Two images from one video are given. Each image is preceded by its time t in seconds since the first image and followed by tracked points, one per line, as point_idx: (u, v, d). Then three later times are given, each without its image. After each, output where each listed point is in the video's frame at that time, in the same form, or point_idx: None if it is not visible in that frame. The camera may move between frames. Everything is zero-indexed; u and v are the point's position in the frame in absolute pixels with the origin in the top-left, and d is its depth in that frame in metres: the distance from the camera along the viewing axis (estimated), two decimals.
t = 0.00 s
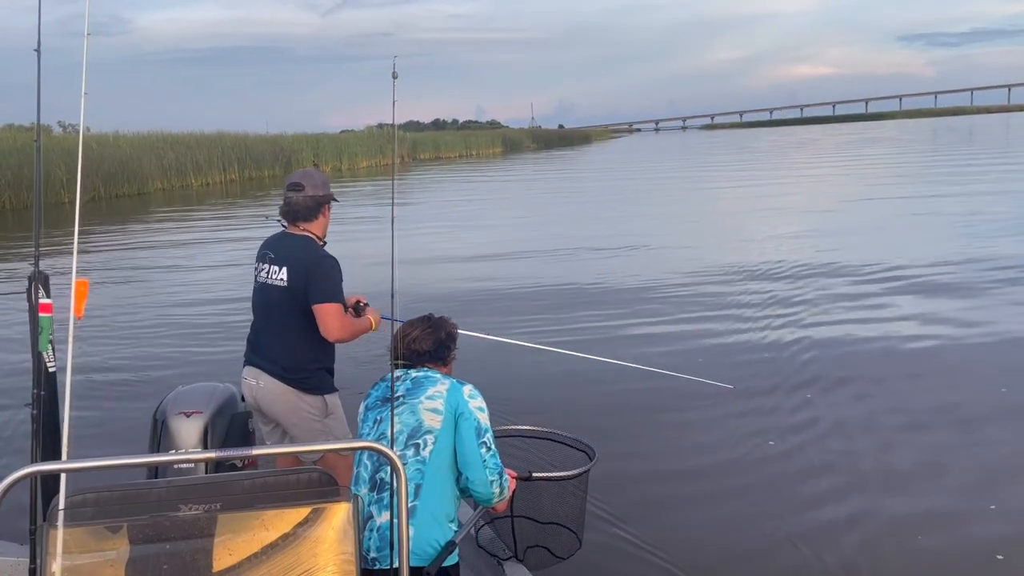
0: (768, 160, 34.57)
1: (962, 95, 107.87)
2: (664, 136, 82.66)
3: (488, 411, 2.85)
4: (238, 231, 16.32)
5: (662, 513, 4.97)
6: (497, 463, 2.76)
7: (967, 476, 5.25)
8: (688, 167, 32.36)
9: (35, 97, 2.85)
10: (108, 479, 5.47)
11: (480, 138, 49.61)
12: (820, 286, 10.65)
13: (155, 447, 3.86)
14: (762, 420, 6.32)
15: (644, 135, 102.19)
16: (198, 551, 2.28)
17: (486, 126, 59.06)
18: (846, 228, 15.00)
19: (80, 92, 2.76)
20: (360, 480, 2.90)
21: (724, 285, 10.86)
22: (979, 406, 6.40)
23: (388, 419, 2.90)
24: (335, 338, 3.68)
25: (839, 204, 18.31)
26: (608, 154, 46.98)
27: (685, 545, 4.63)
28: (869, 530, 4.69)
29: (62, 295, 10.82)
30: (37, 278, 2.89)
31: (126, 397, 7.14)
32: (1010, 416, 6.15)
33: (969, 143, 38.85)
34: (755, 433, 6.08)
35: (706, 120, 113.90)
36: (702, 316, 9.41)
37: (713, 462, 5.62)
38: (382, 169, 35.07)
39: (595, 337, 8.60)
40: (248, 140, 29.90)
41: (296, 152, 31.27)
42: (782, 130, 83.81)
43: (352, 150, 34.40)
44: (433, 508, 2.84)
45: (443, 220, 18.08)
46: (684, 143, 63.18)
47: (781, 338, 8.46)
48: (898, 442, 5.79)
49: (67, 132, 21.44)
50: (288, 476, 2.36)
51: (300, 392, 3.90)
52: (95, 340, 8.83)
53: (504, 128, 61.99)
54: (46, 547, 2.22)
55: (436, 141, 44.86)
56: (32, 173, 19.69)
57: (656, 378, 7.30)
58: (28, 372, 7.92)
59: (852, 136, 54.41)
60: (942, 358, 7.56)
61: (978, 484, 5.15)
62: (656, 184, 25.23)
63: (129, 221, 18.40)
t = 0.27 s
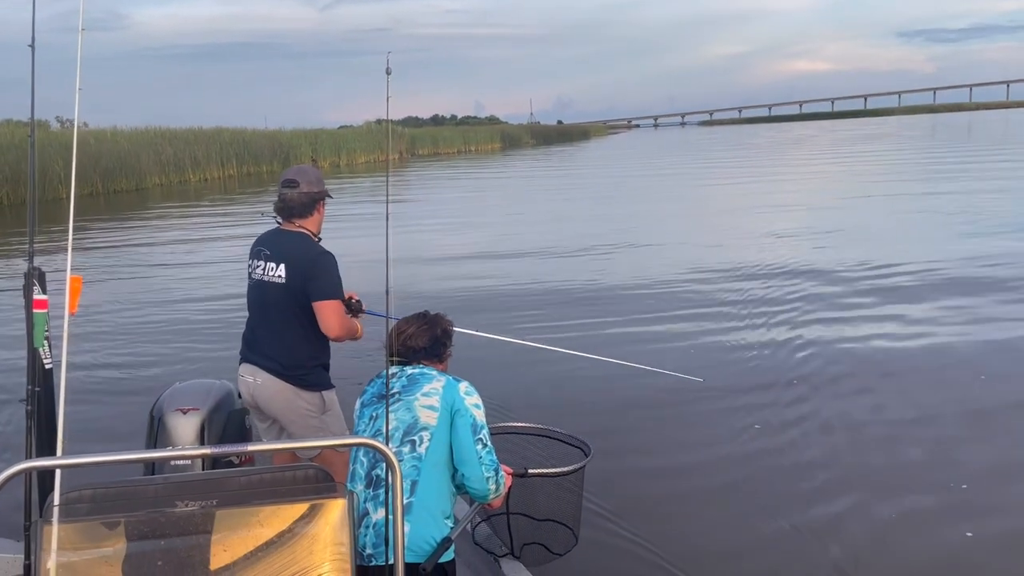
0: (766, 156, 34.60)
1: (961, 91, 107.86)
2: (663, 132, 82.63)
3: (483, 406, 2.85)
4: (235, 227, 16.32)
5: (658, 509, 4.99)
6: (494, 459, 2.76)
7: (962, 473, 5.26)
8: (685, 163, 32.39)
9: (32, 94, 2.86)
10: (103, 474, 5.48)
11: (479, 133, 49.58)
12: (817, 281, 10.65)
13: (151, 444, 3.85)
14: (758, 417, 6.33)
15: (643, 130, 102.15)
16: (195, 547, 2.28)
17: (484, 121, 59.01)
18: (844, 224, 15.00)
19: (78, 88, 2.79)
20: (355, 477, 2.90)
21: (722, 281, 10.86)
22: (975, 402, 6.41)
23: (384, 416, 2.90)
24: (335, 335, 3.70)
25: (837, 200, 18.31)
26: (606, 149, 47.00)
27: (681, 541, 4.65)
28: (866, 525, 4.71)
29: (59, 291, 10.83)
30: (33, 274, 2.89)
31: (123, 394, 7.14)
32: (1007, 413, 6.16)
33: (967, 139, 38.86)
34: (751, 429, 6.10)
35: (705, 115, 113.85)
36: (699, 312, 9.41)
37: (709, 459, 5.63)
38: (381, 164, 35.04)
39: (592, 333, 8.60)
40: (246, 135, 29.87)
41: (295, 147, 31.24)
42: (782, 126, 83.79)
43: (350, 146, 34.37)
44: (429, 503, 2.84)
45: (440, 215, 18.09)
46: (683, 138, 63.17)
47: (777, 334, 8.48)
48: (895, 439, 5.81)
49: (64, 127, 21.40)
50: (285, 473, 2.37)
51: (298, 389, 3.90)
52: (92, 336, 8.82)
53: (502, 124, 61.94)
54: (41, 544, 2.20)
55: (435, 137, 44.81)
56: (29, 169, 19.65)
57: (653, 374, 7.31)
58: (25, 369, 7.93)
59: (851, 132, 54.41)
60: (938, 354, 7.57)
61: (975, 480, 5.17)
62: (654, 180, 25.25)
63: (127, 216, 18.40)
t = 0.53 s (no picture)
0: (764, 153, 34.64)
1: (960, 88, 107.89)
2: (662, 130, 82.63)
3: (480, 404, 2.85)
4: (233, 224, 16.32)
5: (654, 505, 4.99)
6: (490, 456, 2.76)
7: (957, 469, 5.28)
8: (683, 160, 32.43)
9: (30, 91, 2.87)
10: (100, 471, 5.48)
11: (476, 130, 49.56)
12: (813, 278, 10.66)
13: (148, 441, 3.85)
14: (754, 413, 6.34)
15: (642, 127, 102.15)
16: (192, 545, 2.27)
17: (482, 118, 59.00)
18: (841, 221, 15.01)
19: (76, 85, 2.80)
20: (352, 474, 2.89)
21: (720, 278, 10.87)
22: (971, 399, 6.42)
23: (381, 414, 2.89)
24: (329, 331, 3.69)
25: (834, 197, 18.33)
26: (603, 146, 47.01)
27: (677, 538, 4.65)
28: (863, 522, 4.72)
29: (56, 288, 10.83)
30: (29, 271, 2.89)
31: (119, 390, 7.14)
32: (1003, 409, 6.17)
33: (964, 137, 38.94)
34: (748, 426, 6.10)
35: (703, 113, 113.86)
36: (696, 309, 9.42)
37: (706, 455, 5.64)
38: (379, 161, 35.02)
39: (589, 330, 8.61)
40: (244, 132, 29.85)
41: (292, 144, 31.23)
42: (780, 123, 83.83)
43: (348, 142, 34.36)
44: (426, 500, 2.84)
45: (438, 212, 18.10)
46: (683, 136, 63.19)
47: (775, 331, 8.49)
48: (891, 435, 5.82)
49: (61, 123, 21.38)
50: (282, 470, 2.37)
51: (295, 386, 3.89)
52: (89, 333, 8.81)
53: (500, 121, 61.93)
54: (37, 540, 2.20)
55: (433, 134, 44.79)
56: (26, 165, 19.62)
57: (650, 371, 7.31)
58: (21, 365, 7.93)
59: (850, 129, 54.46)
60: (934, 351, 7.59)
61: (971, 477, 5.18)
62: (651, 177, 25.26)
63: (124, 213, 18.39)
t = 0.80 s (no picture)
0: (762, 151, 34.65)
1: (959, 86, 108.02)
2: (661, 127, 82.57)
3: (479, 402, 2.85)
4: (230, 221, 16.31)
5: (651, 501, 5.00)
6: (488, 454, 2.76)
7: (954, 466, 5.28)
8: (681, 158, 32.45)
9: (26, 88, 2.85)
10: (97, 468, 5.48)
11: (475, 127, 49.54)
12: (812, 276, 10.65)
13: (145, 438, 3.86)
14: (752, 410, 6.34)
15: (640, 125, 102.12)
16: (190, 542, 2.27)
17: (481, 115, 58.97)
18: (840, 219, 15.01)
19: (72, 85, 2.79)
20: (351, 471, 2.89)
21: (718, 276, 10.86)
22: (968, 396, 6.44)
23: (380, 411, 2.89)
24: (327, 329, 3.69)
25: (832, 195, 18.32)
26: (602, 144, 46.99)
27: (674, 534, 4.66)
28: (860, 518, 4.73)
29: (53, 285, 10.82)
30: (26, 268, 2.87)
31: (116, 388, 7.13)
32: (1000, 407, 6.18)
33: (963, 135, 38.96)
34: (745, 423, 6.11)
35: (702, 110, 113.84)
36: (695, 307, 9.42)
37: (703, 451, 5.65)
38: (377, 158, 34.99)
39: (587, 328, 8.60)
40: (242, 129, 29.82)
41: (290, 141, 31.20)
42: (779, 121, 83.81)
43: (346, 140, 34.32)
44: (425, 498, 2.84)
45: (436, 210, 18.10)
46: (681, 134, 63.16)
47: (772, 329, 8.49)
48: (888, 432, 5.82)
49: (59, 120, 21.35)
50: (279, 468, 2.37)
51: (294, 384, 3.89)
52: (86, 330, 8.80)
53: (499, 118, 61.89)
54: (35, 536, 2.21)
55: (432, 131, 44.75)
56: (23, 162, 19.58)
57: (648, 368, 7.31)
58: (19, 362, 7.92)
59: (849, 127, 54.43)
60: (932, 349, 7.60)
61: (968, 474, 5.18)
62: (649, 175, 25.27)
63: (121, 209, 18.36)
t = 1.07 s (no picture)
0: (760, 151, 34.68)
1: (957, 87, 108.09)
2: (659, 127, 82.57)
3: (478, 401, 2.85)
4: (228, 219, 16.29)
5: (650, 499, 5.01)
6: (488, 452, 2.76)
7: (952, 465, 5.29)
8: (680, 157, 32.46)
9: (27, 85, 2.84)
10: (96, 466, 5.47)
11: (473, 126, 49.53)
12: (811, 275, 10.66)
13: (143, 435, 3.85)
14: (750, 408, 6.35)
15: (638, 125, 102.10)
16: (189, 540, 2.27)
17: (479, 114, 58.95)
18: (839, 219, 15.01)
19: (72, 81, 2.78)
20: (350, 469, 2.89)
21: (717, 275, 10.86)
22: (966, 395, 6.44)
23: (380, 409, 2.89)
24: (327, 327, 3.69)
25: (831, 195, 18.32)
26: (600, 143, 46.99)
27: (673, 531, 4.67)
28: (858, 516, 4.73)
29: (51, 282, 10.80)
30: (26, 265, 2.86)
31: (115, 385, 7.12)
32: (998, 406, 6.19)
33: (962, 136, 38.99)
34: (744, 421, 6.11)
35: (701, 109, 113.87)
36: (694, 305, 9.42)
37: (701, 449, 5.66)
38: (375, 157, 34.98)
39: (586, 326, 8.60)
40: (240, 127, 29.77)
41: (288, 140, 31.16)
42: (777, 121, 83.83)
43: (344, 138, 34.30)
44: (425, 496, 2.84)
45: (434, 208, 18.09)
46: (680, 133, 63.17)
47: (771, 328, 8.49)
48: (886, 431, 5.83)
49: (58, 117, 21.33)
50: (278, 466, 2.37)
51: (293, 382, 3.89)
52: (85, 328, 8.80)
53: (497, 117, 61.85)
54: (34, 533, 2.20)
55: (430, 130, 44.72)
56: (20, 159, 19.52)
57: (646, 367, 7.32)
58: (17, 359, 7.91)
59: (847, 128, 54.44)
60: (930, 348, 7.60)
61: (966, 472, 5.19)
62: (647, 175, 25.27)
63: (119, 207, 18.33)
